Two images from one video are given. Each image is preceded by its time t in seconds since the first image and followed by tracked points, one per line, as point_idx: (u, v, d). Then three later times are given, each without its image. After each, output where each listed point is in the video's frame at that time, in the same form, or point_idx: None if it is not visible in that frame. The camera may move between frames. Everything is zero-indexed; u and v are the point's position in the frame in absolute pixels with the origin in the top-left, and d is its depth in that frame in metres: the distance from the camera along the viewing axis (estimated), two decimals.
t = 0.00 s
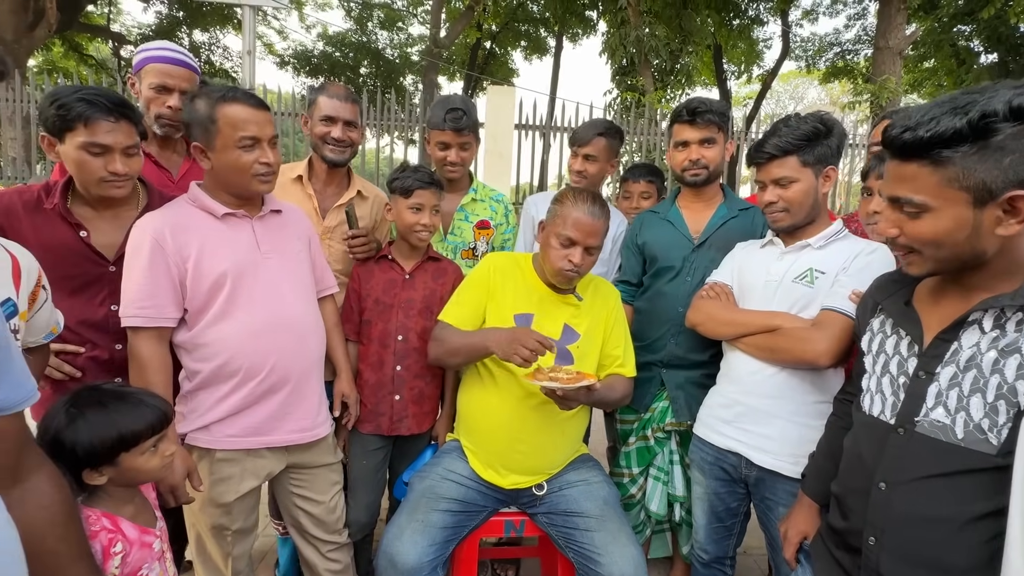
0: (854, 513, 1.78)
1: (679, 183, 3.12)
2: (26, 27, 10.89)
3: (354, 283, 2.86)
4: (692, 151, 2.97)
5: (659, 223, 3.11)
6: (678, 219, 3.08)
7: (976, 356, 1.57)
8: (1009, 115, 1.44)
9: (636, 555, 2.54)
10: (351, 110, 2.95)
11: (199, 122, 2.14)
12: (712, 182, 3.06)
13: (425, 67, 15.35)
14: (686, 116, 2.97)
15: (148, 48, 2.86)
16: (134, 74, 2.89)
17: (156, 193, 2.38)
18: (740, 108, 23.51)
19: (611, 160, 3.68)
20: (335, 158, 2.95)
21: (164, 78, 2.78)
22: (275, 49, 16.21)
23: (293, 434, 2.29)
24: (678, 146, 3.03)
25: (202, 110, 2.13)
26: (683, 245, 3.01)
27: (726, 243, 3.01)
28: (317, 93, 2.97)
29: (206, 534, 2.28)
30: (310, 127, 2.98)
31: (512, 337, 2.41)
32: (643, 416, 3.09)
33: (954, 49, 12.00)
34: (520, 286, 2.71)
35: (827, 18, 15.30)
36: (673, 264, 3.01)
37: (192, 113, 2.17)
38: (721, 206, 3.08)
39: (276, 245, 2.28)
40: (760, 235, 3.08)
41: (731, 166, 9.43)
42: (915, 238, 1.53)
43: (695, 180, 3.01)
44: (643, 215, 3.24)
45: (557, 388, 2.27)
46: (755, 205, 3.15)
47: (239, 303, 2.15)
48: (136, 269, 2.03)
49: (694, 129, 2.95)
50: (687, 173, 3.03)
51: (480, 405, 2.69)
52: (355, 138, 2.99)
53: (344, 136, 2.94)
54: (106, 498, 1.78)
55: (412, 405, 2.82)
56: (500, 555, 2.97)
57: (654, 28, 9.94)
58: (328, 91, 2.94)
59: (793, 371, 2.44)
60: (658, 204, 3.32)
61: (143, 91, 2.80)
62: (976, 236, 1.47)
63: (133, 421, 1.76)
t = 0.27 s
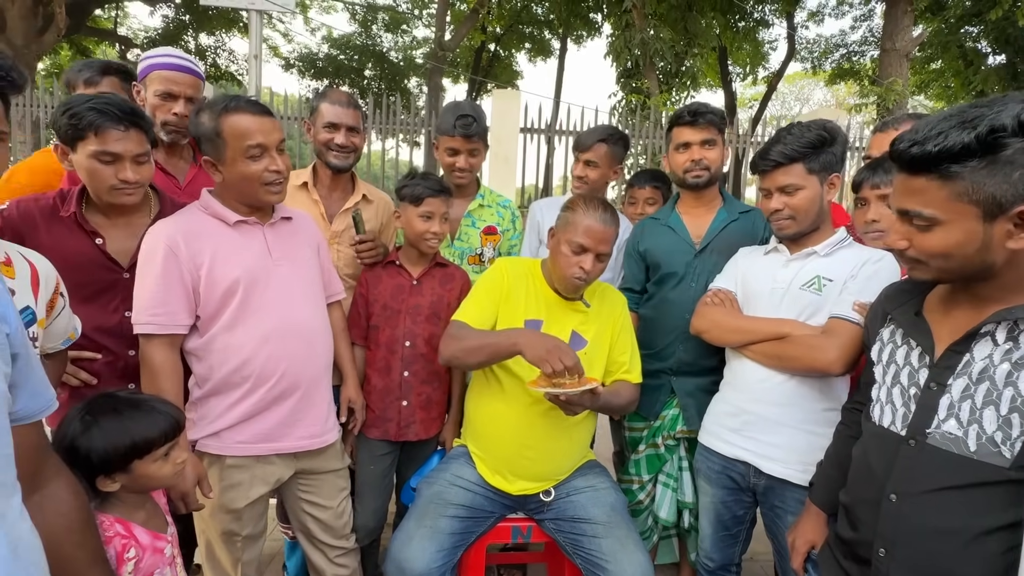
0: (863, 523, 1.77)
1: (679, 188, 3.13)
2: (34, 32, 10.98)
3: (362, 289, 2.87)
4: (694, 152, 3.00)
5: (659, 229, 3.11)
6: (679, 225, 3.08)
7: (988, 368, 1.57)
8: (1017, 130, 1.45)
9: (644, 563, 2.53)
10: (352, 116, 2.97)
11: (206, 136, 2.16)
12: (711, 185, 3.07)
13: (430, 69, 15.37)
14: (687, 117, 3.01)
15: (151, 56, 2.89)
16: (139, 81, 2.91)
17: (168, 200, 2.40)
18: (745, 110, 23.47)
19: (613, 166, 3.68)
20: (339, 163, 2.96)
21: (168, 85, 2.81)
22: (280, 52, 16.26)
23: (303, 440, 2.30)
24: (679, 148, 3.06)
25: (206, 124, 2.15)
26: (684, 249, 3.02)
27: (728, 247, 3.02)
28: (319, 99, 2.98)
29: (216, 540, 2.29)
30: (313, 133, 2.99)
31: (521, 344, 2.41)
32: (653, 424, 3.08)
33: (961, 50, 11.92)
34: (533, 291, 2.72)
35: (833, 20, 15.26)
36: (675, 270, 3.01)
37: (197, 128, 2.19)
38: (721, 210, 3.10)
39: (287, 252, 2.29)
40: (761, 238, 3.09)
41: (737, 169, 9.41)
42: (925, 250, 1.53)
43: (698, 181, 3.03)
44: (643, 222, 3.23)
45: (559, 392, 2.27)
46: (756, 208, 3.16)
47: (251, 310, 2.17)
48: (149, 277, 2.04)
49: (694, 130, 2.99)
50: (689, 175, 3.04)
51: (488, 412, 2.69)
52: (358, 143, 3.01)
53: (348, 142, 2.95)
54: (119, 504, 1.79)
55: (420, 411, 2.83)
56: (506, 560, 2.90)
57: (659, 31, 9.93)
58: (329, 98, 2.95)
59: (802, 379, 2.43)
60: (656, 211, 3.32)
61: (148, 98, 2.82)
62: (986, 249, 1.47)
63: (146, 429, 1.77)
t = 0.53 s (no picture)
0: (867, 529, 1.77)
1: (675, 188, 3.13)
2: (36, 33, 11.00)
3: (364, 291, 2.87)
4: (694, 150, 3.01)
5: (656, 231, 3.10)
6: (676, 227, 3.07)
7: (992, 374, 1.57)
8: (1014, 136, 1.45)
9: (646, 566, 2.53)
10: (349, 119, 2.95)
11: (212, 138, 2.15)
12: (707, 186, 3.08)
13: (431, 70, 15.37)
14: (687, 116, 3.01)
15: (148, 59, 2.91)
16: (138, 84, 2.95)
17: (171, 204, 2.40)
18: (746, 111, 23.45)
19: (613, 169, 3.68)
20: (333, 168, 2.96)
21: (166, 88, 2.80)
22: (281, 53, 16.27)
23: (303, 444, 2.30)
24: (678, 146, 3.05)
25: (215, 126, 2.14)
26: (682, 251, 3.01)
27: (726, 248, 3.02)
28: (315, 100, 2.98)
29: (218, 544, 2.29)
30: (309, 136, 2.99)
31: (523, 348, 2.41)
32: (654, 428, 3.07)
33: (963, 53, 11.87)
34: (536, 294, 2.72)
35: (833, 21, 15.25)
36: (673, 272, 3.00)
37: (205, 127, 2.18)
38: (718, 212, 3.10)
39: (287, 256, 2.28)
40: (759, 238, 3.10)
41: (738, 170, 9.41)
42: (925, 256, 1.53)
43: (698, 179, 3.03)
44: (639, 224, 3.23)
45: (557, 396, 2.27)
46: (754, 210, 3.16)
47: (251, 315, 2.17)
48: (149, 282, 2.04)
49: (693, 129, 3.00)
50: (689, 173, 3.05)
51: (489, 415, 2.69)
52: (352, 146, 3.00)
53: (341, 146, 2.95)
54: (122, 508, 1.78)
55: (421, 414, 2.83)
56: (509, 563, 2.89)
57: (660, 32, 9.93)
58: (326, 100, 2.94)
59: (802, 384, 2.43)
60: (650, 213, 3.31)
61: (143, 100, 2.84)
62: (986, 255, 1.47)
63: (150, 433, 1.77)
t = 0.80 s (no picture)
0: (864, 527, 1.76)
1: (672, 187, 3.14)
2: (33, 31, 10.96)
3: (362, 289, 2.87)
4: (694, 148, 3.00)
5: (653, 230, 3.10)
6: (673, 225, 3.06)
7: (990, 373, 1.57)
8: (1012, 136, 1.44)
9: (644, 565, 2.53)
10: (360, 123, 2.95)
11: (210, 140, 2.14)
12: (706, 184, 3.08)
13: (429, 70, 15.35)
14: (688, 113, 3.03)
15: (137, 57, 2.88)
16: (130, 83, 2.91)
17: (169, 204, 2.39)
18: (743, 111, 23.46)
19: (608, 168, 3.68)
20: (339, 169, 2.95)
21: (156, 82, 2.76)
22: (279, 52, 16.24)
23: (300, 445, 2.29)
24: (677, 144, 3.05)
25: (213, 128, 2.12)
26: (679, 250, 3.01)
27: (723, 247, 3.02)
28: (328, 101, 2.98)
29: (214, 545, 2.28)
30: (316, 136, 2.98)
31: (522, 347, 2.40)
32: (652, 429, 3.07)
33: (960, 54, 11.92)
34: (534, 293, 2.71)
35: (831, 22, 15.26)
36: (670, 272, 3.00)
37: (203, 129, 2.16)
38: (715, 211, 3.10)
39: (284, 255, 2.28)
40: (756, 236, 3.10)
41: (735, 171, 9.41)
42: (925, 256, 1.53)
43: (697, 176, 3.04)
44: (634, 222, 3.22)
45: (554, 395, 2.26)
46: (751, 209, 3.16)
47: (248, 315, 2.16)
48: (145, 282, 2.03)
49: (692, 127, 3.01)
50: (688, 170, 3.04)
51: (488, 415, 2.69)
52: (361, 149, 2.99)
53: (349, 148, 2.94)
54: (119, 508, 1.78)
55: (420, 413, 2.82)
56: (506, 563, 2.91)
57: (658, 32, 9.92)
58: (337, 102, 2.94)
59: (801, 384, 2.43)
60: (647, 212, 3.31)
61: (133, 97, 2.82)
62: (986, 254, 1.47)
63: (149, 431, 1.76)
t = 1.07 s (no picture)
0: (862, 522, 1.75)
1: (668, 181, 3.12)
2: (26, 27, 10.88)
3: (356, 284, 2.84)
4: (690, 142, 2.98)
5: (650, 225, 3.08)
6: (671, 221, 3.04)
7: (990, 366, 1.55)
8: (1013, 125, 1.43)
9: (640, 562, 2.51)
10: (356, 116, 2.93)
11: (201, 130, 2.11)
12: (704, 179, 3.06)
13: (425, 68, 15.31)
14: (686, 108, 3.01)
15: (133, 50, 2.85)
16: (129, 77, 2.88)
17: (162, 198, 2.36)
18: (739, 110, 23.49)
19: (601, 162, 3.66)
20: (336, 163, 2.91)
21: (143, 70, 2.72)
22: (274, 49, 16.17)
23: (292, 442, 2.26)
24: (675, 138, 3.03)
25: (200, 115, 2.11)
26: (678, 246, 2.99)
27: (723, 243, 3.00)
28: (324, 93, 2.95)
29: (205, 543, 2.25)
30: (313, 130, 2.95)
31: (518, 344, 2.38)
32: (647, 426, 3.04)
33: (954, 53, 11.95)
34: (529, 289, 2.68)
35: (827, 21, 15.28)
36: (667, 267, 2.98)
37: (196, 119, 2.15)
38: (713, 207, 3.08)
39: (276, 250, 2.24)
40: (755, 233, 3.08)
41: (731, 169, 9.40)
42: (926, 247, 1.51)
43: (693, 170, 3.01)
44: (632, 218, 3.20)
45: (547, 388, 2.23)
46: (750, 205, 3.14)
47: (238, 310, 2.13)
48: (133, 277, 2.00)
49: (689, 121, 2.99)
50: (684, 164, 3.02)
51: (483, 411, 2.66)
52: (358, 143, 2.96)
53: (346, 141, 2.90)
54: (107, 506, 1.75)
55: (414, 409, 2.80)
56: (501, 560, 2.89)
57: (655, 30, 9.91)
58: (334, 94, 2.91)
59: (801, 379, 2.41)
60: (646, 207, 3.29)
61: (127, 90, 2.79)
62: (988, 244, 1.45)
63: (136, 428, 1.73)
